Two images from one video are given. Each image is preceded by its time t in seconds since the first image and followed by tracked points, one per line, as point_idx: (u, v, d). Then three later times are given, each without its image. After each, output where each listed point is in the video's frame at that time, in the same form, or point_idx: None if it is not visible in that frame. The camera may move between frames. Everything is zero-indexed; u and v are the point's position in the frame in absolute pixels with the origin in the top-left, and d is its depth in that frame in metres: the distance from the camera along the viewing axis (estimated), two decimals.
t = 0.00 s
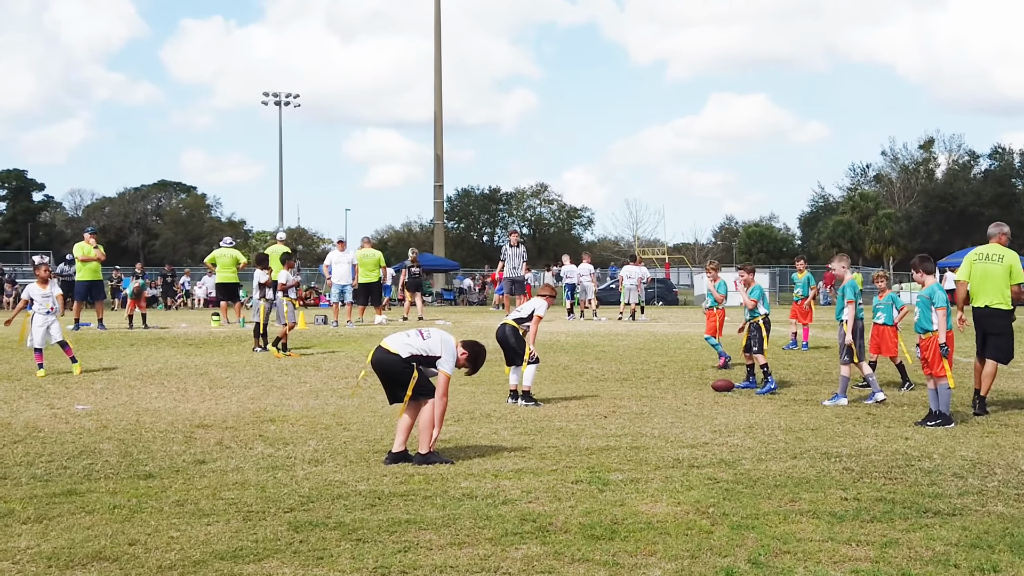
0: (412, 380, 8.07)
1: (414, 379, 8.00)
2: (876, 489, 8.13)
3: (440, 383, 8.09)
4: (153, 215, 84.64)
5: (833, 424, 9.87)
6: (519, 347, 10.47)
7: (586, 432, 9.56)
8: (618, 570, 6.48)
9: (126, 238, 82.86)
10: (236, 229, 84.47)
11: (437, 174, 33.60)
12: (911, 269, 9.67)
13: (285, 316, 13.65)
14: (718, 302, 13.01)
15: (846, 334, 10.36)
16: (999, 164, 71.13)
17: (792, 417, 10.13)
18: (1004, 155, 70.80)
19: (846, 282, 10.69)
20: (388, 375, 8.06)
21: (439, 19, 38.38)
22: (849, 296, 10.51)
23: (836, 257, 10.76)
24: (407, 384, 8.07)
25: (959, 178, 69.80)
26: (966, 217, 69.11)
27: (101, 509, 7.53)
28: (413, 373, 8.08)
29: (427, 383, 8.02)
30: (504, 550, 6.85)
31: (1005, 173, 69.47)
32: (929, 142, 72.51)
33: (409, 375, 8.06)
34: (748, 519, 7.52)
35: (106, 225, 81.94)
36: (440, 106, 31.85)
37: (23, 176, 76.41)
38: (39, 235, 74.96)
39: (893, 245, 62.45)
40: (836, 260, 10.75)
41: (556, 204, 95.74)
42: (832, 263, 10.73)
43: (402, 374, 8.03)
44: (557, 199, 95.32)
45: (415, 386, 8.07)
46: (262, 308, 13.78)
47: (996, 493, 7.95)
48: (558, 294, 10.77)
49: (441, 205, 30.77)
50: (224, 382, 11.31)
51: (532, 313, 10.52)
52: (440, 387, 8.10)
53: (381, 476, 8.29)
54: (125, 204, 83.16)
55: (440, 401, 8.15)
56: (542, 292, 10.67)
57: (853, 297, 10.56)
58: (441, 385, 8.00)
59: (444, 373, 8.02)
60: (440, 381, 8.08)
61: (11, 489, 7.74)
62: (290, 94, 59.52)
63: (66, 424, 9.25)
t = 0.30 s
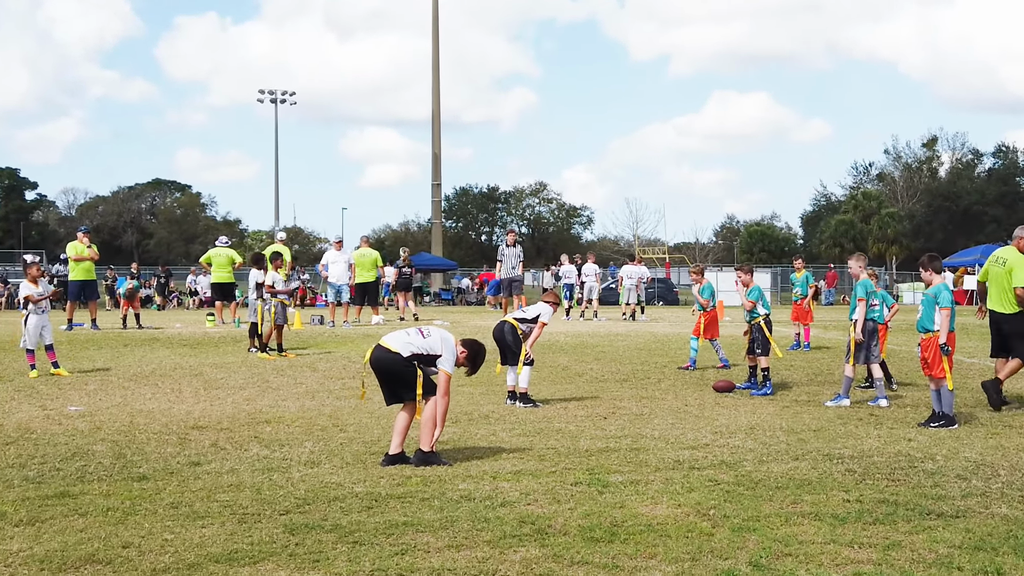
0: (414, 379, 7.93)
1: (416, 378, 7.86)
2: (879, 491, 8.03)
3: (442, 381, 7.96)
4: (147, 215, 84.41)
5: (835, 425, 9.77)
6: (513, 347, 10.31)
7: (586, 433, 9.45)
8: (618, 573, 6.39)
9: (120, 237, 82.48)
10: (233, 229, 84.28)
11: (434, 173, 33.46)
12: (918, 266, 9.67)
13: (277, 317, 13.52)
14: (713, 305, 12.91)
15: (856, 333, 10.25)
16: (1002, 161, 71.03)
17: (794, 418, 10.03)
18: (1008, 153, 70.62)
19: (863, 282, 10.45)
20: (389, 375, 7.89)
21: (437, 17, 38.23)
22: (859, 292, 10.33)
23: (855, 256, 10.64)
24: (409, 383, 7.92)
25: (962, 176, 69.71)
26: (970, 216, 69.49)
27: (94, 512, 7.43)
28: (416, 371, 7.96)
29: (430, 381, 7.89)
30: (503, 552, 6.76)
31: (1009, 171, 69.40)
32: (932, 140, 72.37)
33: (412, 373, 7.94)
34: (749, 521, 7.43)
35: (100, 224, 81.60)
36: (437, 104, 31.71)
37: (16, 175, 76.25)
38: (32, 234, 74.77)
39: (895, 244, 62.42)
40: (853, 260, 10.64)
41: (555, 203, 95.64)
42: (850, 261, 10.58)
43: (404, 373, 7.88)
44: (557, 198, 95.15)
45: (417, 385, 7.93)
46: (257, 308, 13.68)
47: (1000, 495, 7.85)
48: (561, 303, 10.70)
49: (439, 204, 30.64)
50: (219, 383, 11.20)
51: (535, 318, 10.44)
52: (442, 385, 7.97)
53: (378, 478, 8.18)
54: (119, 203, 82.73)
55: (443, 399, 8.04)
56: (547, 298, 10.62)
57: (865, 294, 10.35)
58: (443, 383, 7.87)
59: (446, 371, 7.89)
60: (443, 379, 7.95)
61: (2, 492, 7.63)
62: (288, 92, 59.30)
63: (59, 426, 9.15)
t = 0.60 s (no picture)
0: (414, 378, 7.79)
1: (417, 376, 7.72)
2: (882, 493, 7.93)
3: (444, 379, 7.82)
4: (142, 214, 84.11)
5: (838, 427, 9.67)
6: (514, 347, 10.13)
7: (586, 435, 9.35)
8: None
9: (114, 237, 81.57)
10: (229, 228, 84.05)
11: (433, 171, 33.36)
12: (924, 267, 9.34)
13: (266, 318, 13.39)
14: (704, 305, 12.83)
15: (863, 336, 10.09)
16: (1007, 160, 70.92)
17: (796, 420, 9.93)
18: (1013, 152, 70.48)
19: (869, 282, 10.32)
20: (389, 375, 7.75)
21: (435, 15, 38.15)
22: (866, 292, 10.21)
23: (860, 256, 10.50)
24: (408, 382, 7.78)
25: (966, 175, 69.64)
26: (974, 215, 69.17)
27: (88, 515, 7.33)
28: (415, 370, 7.81)
29: (431, 379, 7.75)
30: (502, 556, 6.66)
31: (1013, 170, 69.29)
32: (936, 138, 72.27)
33: (411, 372, 7.78)
34: (750, 524, 7.33)
35: (95, 223, 81.13)
36: (436, 102, 31.62)
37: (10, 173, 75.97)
38: (26, 234, 74.48)
39: (899, 243, 62.26)
40: (859, 259, 10.52)
41: (554, 203, 95.58)
42: (854, 261, 10.49)
43: (404, 372, 7.74)
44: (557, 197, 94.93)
45: (417, 384, 7.79)
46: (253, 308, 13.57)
47: (1004, 497, 7.76)
48: (565, 304, 10.55)
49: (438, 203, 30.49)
50: (215, 384, 11.10)
51: (537, 320, 10.30)
52: (444, 382, 7.83)
53: (376, 480, 8.08)
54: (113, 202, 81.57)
55: (447, 395, 7.87)
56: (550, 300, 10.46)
57: (871, 293, 10.23)
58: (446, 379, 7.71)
59: (447, 369, 7.75)
60: (445, 377, 7.81)
61: None
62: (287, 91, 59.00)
63: (53, 427, 9.05)
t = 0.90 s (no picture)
0: (413, 379, 7.67)
1: (416, 378, 7.61)
2: (883, 496, 7.85)
3: (443, 381, 7.74)
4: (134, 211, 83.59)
5: (839, 428, 9.58)
6: (514, 351, 10.09)
7: (584, 437, 9.26)
8: None
9: (107, 235, 81.37)
10: (222, 226, 83.79)
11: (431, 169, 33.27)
12: (924, 267, 9.20)
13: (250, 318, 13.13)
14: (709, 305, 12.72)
15: (850, 335, 10.03)
16: (1010, 159, 70.83)
17: (797, 421, 9.84)
18: (1016, 150, 70.34)
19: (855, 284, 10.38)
20: (387, 375, 7.62)
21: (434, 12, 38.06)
22: (856, 295, 10.23)
23: (847, 258, 10.71)
24: (408, 383, 7.67)
25: (969, 174, 69.52)
26: (976, 213, 68.99)
27: (80, 518, 7.23)
28: (413, 372, 7.68)
29: (430, 381, 7.66)
30: (499, 559, 6.57)
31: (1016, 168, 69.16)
32: (938, 136, 72.21)
33: (409, 373, 7.65)
34: (751, 527, 7.24)
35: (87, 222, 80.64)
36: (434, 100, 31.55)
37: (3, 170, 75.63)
38: (18, 233, 74.09)
39: (901, 243, 62.06)
40: (846, 261, 10.66)
41: (552, 201, 95.52)
42: (843, 262, 10.63)
43: (404, 373, 7.62)
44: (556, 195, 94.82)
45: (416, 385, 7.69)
46: (248, 307, 13.43)
47: (1007, 500, 7.67)
48: (566, 304, 10.44)
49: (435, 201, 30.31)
50: (209, 386, 10.99)
51: (537, 322, 10.20)
52: (443, 383, 7.75)
53: (372, 483, 7.98)
54: (106, 201, 81.24)
55: (445, 398, 7.79)
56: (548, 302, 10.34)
57: (861, 297, 10.22)
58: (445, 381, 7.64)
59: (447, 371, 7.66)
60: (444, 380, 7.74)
61: None
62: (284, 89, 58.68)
63: (45, 430, 8.95)
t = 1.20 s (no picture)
0: (405, 384, 7.58)
1: (408, 382, 7.51)
2: (882, 499, 7.74)
3: (435, 386, 7.62)
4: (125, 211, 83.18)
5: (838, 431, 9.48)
6: (512, 350, 9.90)
7: (580, 440, 9.16)
8: None
9: (97, 235, 81.02)
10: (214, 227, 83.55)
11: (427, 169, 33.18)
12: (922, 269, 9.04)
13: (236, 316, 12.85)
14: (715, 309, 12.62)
15: (842, 338, 9.85)
16: (1010, 158, 70.72)
17: (795, 424, 9.73)
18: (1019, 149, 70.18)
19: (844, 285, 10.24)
20: (379, 379, 7.54)
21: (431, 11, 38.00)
22: (846, 296, 10.07)
23: (829, 259, 10.82)
24: (399, 388, 7.59)
25: (970, 173, 69.44)
26: (977, 214, 68.76)
27: (69, 522, 7.12)
28: (406, 375, 7.59)
29: (420, 387, 7.56)
30: (493, 564, 6.46)
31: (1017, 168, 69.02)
32: (938, 136, 72.19)
33: (401, 377, 7.57)
34: (747, 531, 7.13)
35: (77, 223, 80.38)
36: (430, 99, 31.48)
37: None
38: (8, 234, 73.75)
39: (901, 243, 61.90)
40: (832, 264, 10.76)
41: (548, 201, 95.55)
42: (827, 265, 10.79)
43: (395, 377, 7.54)
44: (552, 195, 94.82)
45: (408, 389, 7.59)
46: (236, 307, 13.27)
47: (1007, 504, 7.56)
48: (562, 307, 10.40)
49: (430, 201, 30.17)
50: (200, 388, 10.88)
51: (533, 321, 10.17)
52: (435, 389, 7.63)
53: (364, 487, 7.88)
54: (97, 200, 81.32)
55: (437, 402, 7.67)
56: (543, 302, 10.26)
57: (851, 298, 10.06)
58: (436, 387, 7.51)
59: (438, 376, 7.56)
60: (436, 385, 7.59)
61: None
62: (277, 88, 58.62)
63: (32, 433, 8.85)
